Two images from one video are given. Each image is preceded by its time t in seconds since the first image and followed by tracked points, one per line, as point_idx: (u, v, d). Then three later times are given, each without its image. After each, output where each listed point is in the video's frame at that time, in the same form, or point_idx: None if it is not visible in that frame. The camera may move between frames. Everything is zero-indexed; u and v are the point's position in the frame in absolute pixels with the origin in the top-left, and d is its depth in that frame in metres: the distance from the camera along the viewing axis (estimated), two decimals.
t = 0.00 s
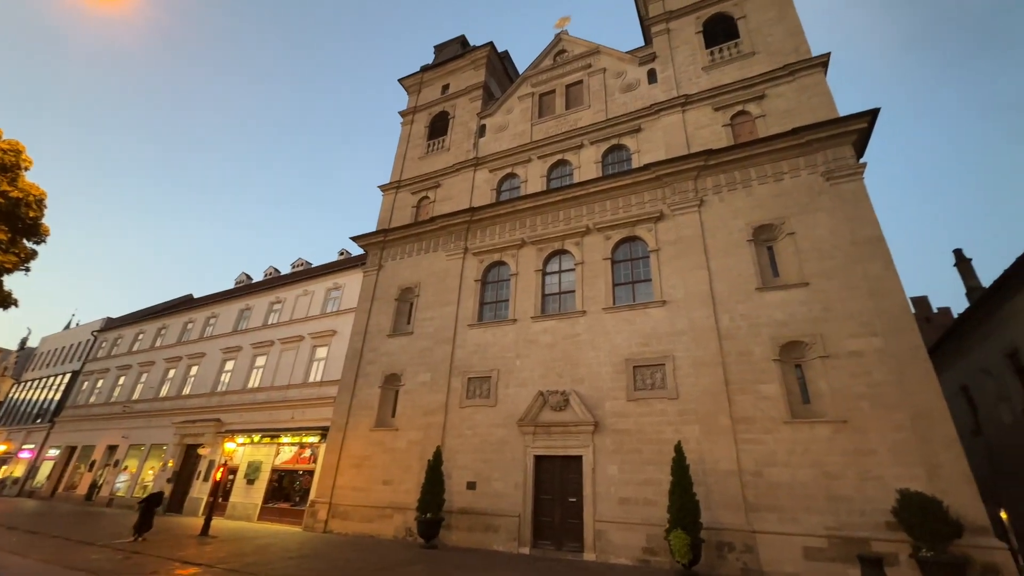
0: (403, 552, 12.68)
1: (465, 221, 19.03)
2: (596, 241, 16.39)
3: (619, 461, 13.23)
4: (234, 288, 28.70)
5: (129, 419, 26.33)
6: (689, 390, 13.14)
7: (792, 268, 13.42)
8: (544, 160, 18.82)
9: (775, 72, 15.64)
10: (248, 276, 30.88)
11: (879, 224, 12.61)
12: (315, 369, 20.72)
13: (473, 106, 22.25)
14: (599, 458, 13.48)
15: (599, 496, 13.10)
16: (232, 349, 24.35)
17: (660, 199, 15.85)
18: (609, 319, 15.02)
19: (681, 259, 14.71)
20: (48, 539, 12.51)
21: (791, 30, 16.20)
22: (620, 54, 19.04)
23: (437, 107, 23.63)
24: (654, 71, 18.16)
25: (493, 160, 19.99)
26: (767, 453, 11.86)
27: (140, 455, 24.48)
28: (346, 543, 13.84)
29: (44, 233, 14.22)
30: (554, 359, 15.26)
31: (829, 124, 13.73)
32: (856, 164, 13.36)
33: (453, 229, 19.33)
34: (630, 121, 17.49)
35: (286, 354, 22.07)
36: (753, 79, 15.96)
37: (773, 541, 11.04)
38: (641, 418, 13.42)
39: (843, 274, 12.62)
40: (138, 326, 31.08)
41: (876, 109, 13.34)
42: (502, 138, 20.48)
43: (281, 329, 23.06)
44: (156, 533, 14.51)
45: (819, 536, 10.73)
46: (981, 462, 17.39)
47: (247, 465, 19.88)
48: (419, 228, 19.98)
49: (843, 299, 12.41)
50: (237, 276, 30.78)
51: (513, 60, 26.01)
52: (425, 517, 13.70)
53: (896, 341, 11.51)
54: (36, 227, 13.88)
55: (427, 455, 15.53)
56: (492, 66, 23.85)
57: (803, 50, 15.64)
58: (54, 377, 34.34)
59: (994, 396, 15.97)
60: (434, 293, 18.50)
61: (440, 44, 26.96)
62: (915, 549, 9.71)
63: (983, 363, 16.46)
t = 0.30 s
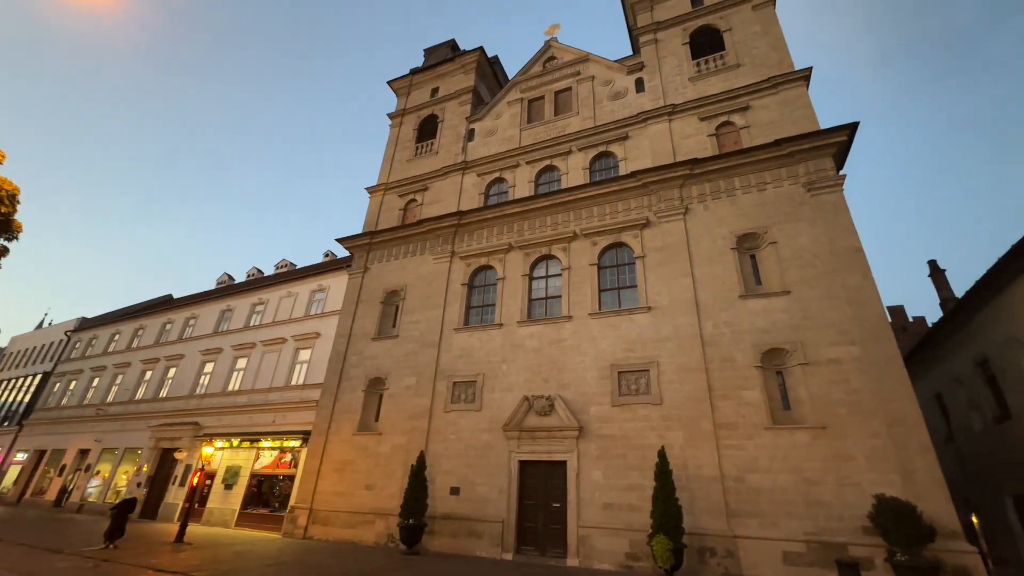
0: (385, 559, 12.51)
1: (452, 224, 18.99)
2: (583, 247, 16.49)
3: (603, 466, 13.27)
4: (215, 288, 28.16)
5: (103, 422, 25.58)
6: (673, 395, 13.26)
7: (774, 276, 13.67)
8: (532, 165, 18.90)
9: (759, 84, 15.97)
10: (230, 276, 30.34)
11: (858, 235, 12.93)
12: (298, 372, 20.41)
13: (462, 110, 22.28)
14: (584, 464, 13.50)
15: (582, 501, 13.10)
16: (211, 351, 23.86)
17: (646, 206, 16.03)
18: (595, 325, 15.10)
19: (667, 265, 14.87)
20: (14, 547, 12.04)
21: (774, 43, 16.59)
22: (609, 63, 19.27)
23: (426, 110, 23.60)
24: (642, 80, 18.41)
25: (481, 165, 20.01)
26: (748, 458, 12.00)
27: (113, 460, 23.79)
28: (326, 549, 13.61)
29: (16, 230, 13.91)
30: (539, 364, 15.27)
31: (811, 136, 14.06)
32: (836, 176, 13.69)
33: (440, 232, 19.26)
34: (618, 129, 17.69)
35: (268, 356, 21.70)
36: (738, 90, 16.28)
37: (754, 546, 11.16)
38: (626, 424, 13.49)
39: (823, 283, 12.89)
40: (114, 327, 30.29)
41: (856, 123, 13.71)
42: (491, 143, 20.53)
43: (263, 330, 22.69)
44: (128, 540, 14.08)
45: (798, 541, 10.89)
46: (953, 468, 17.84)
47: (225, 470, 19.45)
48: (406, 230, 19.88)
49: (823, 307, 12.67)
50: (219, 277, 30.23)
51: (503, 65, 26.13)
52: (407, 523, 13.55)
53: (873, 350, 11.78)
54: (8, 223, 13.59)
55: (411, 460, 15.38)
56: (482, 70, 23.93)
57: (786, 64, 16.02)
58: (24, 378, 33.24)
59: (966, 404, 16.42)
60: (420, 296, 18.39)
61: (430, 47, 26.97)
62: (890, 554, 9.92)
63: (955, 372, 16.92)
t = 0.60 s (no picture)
0: (366, 565, 12.34)
1: (440, 227, 18.93)
2: (570, 251, 16.56)
3: (587, 471, 13.29)
4: (196, 289, 27.61)
5: (75, 424, 24.84)
6: (657, 400, 13.37)
7: (758, 283, 13.88)
8: (521, 169, 18.96)
9: (745, 95, 16.27)
10: (211, 276, 29.80)
11: (838, 244, 13.21)
12: (280, 374, 20.10)
13: (451, 113, 22.27)
14: (569, 468, 13.51)
15: (567, 506, 13.10)
16: (191, 352, 23.36)
17: (633, 212, 16.18)
18: (581, 330, 15.16)
19: (653, 271, 15.01)
20: None
21: (759, 55, 16.93)
22: (598, 70, 19.46)
23: (415, 113, 23.54)
24: (630, 88, 18.62)
25: (470, 168, 20.00)
26: (730, 463, 12.14)
27: (85, 464, 23.10)
28: (307, 556, 13.38)
29: None
30: (525, 368, 15.27)
31: (793, 146, 14.36)
32: (818, 186, 13.99)
33: (428, 235, 19.18)
34: (606, 136, 17.85)
35: (249, 358, 21.33)
36: (723, 100, 16.57)
37: (735, 550, 11.26)
38: (611, 428, 13.54)
39: (804, 290, 13.14)
40: (89, 326, 29.49)
41: (836, 135, 14.04)
42: (479, 146, 20.55)
43: (245, 332, 22.29)
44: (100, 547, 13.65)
45: (778, 545, 11.03)
46: (927, 472, 18.27)
47: (203, 474, 19.02)
48: (393, 232, 19.76)
49: (804, 315, 12.90)
50: (200, 277, 29.67)
51: (493, 69, 26.21)
52: (390, 529, 13.38)
53: (852, 356, 12.02)
54: None
55: (394, 464, 15.22)
56: (471, 74, 23.97)
57: (770, 76, 16.36)
58: None
59: (940, 410, 16.84)
60: (407, 299, 18.28)
61: (421, 50, 26.94)
62: (867, 557, 10.10)
63: (930, 379, 17.35)
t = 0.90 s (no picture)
0: (350, 569, 12.20)
1: (429, 229, 18.86)
2: (559, 255, 16.62)
3: (574, 474, 13.30)
4: (179, 287, 27.12)
5: (50, 425, 24.18)
6: (644, 404, 13.45)
7: (743, 288, 14.07)
8: (511, 172, 18.99)
9: (732, 103, 16.51)
10: (195, 275, 29.30)
11: (822, 251, 13.44)
12: (264, 375, 19.81)
13: (442, 114, 22.24)
14: (555, 471, 13.51)
15: (553, 509, 13.09)
16: (172, 352, 22.91)
17: (622, 216, 16.30)
18: (569, 333, 15.21)
19: (641, 275, 15.13)
20: None
21: (747, 64, 17.19)
22: (588, 75, 19.60)
23: (405, 113, 23.45)
24: (620, 94, 18.77)
25: (460, 170, 19.98)
26: (715, 466, 12.25)
27: (60, 466, 22.50)
28: (289, 560, 13.18)
29: None
30: (513, 371, 15.26)
31: (779, 154, 14.59)
32: (802, 194, 14.22)
33: (417, 236, 19.09)
34: (596, 140, 17.97)
35: (233, 358, 21.00)
36: (711, 108, 16.79)
37: (719, 553, 11.36)
38: (598, 431, 13.58)
39: (789, 296, 13.34)
40: (67, 325, 28.78)
41: (821, 144, 14.31)
42: (470, 148, 20.53)
43: (229, 332, 21.95)
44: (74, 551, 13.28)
45: (761, 548, 11.16)
46: (906, 475, 18.64)
47: (183, 477, 18.65)
48: (382, 233, 19.64)
49: (789, 320, 13.10)
50: (184, 275, 29.17)
51: (484, 72, 26.23)
52: (374, 532, 13.24)
53: (834, 362, 12.22)
54: None
55: (380, 467, 15.09)
56: (463, 76, 23.97)
57: (757, 84, 16.62)
58: None
59: (919, 415, 17.19)
60: (394, 300, 18.17)
61: (412, 50, 26.87)
62: (848, 559, 10.26)
63: (909, 384, 17.71)
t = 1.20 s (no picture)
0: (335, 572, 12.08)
1: (420, 230, 18.80)
2: (550, 257, 16.66)
3: (563, 477, 13.31)
4: (165, 286, 26.74)
5: (29, 425, 23.67)
6: (633, 407, 13.51)
7: (732, 293, 14.20)
8: (503, 174, 19.01)
9: (723, 109, 16.69)
10: (182, 273, 28.92)
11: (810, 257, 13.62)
12: (251, 376, 19.58)
13: (435, 115, 22.21)
14: (544, 474, 13.51)
15: (541, 512, 13.08)
16: (157, 351, 22.56)
17: (613, 220, 16.39)
18: (559, 335, 15.23)
19: (631, 279, 15.21)
20: None
21: (738, 71, 17.39)
22: (582, 79, 19.71)
23: (398, 113, 23.39)
24: (612, 98, 18.90)
25: (452, 171, 19.96)
26: (703, 470, 12.33)
27: (40, 467, 22.02)
28: (274, 563, 13.03)
29: None
30: (503, 373, 15.24)
31: (769, 161, 14.78)
32: (791, 200, 14.41)
33: (408, 237, 19.02)
34: (589, 144, 18.06)
35: (219, 358, 20.73)
36: (703, 114, 16.96)
37: (706, 556, 11.43)
38: (587, 434, 13.61)
39: (777, 301, 13.49)
40: (49, 322, 28.22)
41: (809, 152, 14.52)
42: (462, 150, 20.53)
43: (216, 331, 21.67)
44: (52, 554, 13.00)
45: (746, 551, 11.24)
46: (889, 479, 18.89)
47: (167, 478, 18.35)
48: (373, 233, 19.54)
49: (776, 325, 13.25)
50: (171, 273, 28.78)
51: (478, 74, 26.25)
52: (361, 535, 13.12)
53: (820, 366, 12.38)
54: None
55: (368, 469, 14.97)
56: (456, 77, 23.97)
57: (748, 92, 16.83)
58: None
59: (902, 419, 17.43)
60: (384, 301, 18.07)
61: (406, 51, 26.82)
62: (832, 562, 10.37)
63: (893, 389, 17.97)
